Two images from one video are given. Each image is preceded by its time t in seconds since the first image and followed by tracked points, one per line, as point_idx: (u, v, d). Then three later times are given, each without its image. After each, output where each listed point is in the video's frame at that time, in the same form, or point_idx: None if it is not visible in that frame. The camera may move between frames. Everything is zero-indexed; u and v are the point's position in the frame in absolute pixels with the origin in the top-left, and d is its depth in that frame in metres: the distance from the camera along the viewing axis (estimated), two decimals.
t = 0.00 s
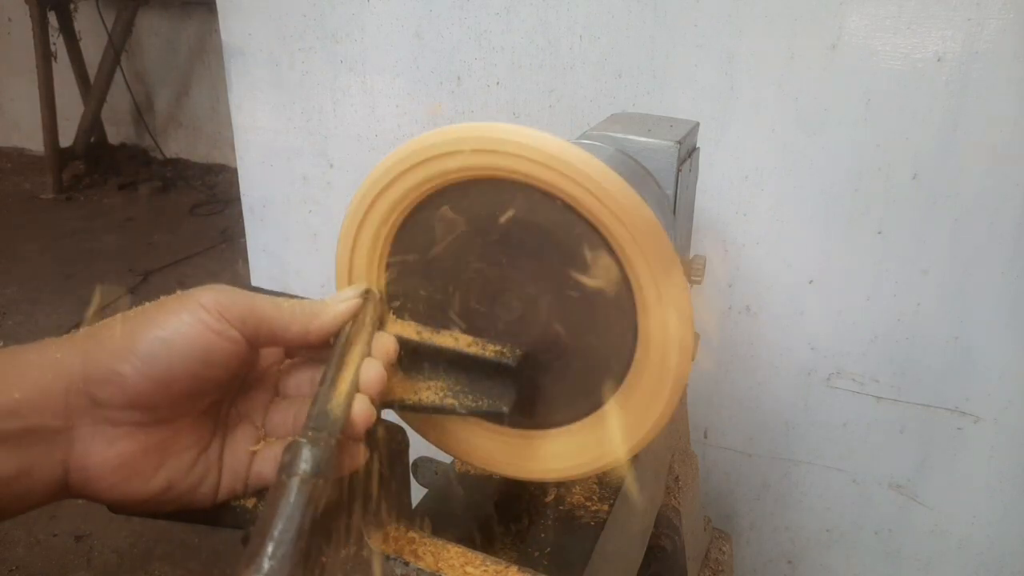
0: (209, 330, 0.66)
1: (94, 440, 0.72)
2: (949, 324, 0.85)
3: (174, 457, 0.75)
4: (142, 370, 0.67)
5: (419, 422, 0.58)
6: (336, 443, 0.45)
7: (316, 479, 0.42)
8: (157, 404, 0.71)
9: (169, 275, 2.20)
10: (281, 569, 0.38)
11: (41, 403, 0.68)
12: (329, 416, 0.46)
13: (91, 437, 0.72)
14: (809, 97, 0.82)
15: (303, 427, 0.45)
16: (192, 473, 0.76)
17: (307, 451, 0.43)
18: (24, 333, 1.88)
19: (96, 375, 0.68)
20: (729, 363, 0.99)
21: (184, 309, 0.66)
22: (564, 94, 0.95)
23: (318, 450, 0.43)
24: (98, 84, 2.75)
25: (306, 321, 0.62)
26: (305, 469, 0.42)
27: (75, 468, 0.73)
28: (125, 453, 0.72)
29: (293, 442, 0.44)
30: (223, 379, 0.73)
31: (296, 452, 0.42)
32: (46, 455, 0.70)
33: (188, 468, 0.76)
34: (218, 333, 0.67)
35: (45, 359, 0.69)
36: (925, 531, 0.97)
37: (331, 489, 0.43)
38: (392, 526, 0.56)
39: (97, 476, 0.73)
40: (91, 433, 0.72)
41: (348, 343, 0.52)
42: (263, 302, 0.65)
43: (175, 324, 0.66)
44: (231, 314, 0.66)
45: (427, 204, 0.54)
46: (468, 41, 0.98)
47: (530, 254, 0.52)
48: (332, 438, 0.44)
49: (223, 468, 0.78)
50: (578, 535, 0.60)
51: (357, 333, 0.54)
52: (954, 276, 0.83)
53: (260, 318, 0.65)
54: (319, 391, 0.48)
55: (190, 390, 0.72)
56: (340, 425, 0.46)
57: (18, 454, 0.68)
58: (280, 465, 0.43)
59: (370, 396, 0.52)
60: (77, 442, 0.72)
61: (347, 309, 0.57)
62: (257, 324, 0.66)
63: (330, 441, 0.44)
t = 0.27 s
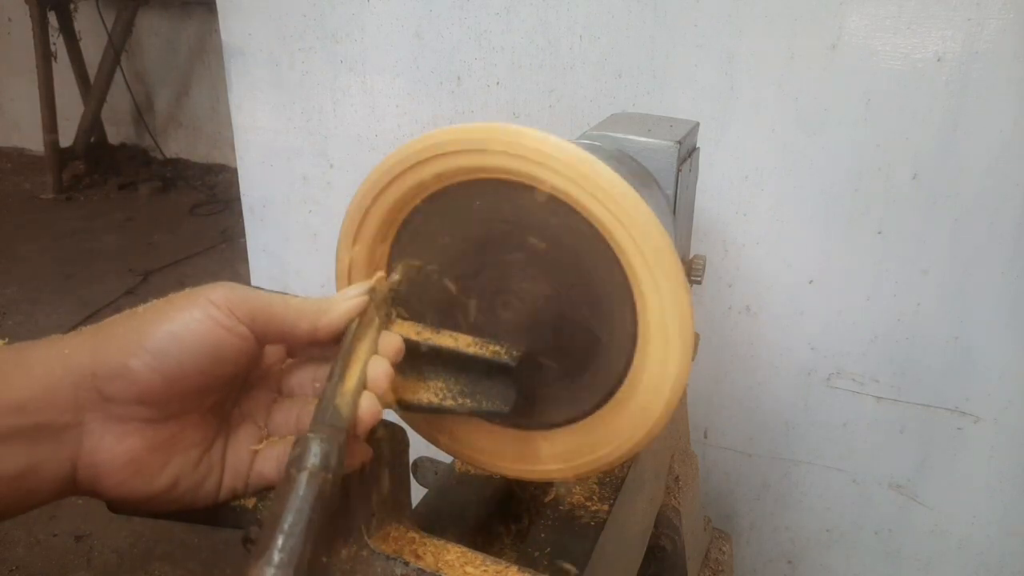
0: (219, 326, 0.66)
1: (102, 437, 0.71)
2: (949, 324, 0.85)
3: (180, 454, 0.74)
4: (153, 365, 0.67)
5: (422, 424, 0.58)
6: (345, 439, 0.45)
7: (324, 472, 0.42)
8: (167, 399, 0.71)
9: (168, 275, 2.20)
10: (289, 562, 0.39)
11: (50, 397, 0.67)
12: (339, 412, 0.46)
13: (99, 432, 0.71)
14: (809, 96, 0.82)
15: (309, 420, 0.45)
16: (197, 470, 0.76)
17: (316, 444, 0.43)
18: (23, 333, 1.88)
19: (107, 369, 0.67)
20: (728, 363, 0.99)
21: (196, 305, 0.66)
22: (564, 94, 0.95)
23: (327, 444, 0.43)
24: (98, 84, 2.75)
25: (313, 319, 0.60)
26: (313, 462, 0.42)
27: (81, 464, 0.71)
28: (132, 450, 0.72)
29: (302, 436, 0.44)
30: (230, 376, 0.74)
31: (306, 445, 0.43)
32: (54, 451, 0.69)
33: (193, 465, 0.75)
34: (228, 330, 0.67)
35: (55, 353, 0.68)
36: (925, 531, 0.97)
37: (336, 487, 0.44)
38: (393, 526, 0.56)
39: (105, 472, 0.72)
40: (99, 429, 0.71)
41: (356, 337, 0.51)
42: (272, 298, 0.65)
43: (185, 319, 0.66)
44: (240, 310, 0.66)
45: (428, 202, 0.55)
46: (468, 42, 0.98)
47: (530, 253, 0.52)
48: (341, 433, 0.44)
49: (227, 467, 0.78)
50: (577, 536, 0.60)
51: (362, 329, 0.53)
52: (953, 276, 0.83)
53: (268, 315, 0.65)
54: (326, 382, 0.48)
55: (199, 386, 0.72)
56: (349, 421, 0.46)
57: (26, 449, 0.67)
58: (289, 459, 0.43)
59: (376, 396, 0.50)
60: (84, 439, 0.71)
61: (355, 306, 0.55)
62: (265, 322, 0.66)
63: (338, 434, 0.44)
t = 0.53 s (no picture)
0: (194, 336, 0.66)
1: (81, 449, 0.72)
2: (949, 324, 0.85)
3: (164, 462, 0.74)
4: (126, 377, 0.67)
5: (421, 424, 0.58)
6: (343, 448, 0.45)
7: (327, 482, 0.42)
8: (143, 411, 0.71)
9: (169, 275, 2.20)
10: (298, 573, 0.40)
11: (26, 413, 0.67)
12: (333, 422, 0.45)
13: (79, 444, 0.72)
14: (808, 96, 0.82)
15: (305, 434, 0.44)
16: (183, 477, 0.75)
17: (314, 457, 0.43)
18: (24, 333, 1.88)
19: (81, 383, 0.67)
20: (729, 363, 0.99)
21: (169, 315, 0.66)
22: (564, 94, 0.95)
23: (325, 454, 0.43)
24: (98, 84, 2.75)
25: (294, 324, 0.62)
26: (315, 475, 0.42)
27: (65, 475, 0.72)
28: (111, 461, 0.72)
29: (300, 449, 0.44)
30: (211, 383, 0.73)
31: (303, 458, 0.43)
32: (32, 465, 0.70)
33: (178, 473, 0.75)
34: (203, 339, 0.67)
35: (31, 366, 0.68)
36: (925, 531, 0.97)
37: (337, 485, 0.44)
38: (392, 526, 0.56)
39: (87, 484, 0.72)
40: (80, 441, 0.71)
41: (344, 343, 0.51)
42: (251, 304, 0.65)
43: (157, 331, 0.66)
44: (217, 318, 0.65)
45: (427, 201, 0.55)
46: (467, 41, 0.98)
47: (530, 253, 0.52)
48: (338, 443, 0.44)
49: (219, 471, 0.77)
50: (577, 536, 0.60)
51: (348, 336, 0.52)
52: (953, 276, 0.83)
53: (248, 321, 0.66)
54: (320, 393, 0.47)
55: (178, 396, 0.71)
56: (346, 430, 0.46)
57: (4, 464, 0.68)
58: (289, 471, 0.43)
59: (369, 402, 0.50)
60: (66, 451, 0.72)
61: (340, 313, 0.56)
62: (244, 328, 0.66)
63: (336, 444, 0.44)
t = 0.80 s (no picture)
0: (209, 332, 0.67)
1: (95, 443, 0.71)
2: (949, 323, 0.85)
3: (174, 458, 0.74)
4: (141, 373, 0.67)
5: (421, 423, 0.58)
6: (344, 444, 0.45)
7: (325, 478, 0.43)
8: (157, 407, 0.70)
9: (168, 275, 2.21)
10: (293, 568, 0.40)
11: (41, 407, 0.67)
12: (336, 415, 0.46)
13: (92, 438, 0.71)
14: (808, 96, 0.82)
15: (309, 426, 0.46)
16: (193, 473, 0.75)
17: (315, 450, 0.44)
18: (23, 333, 1.88)
19: (97, 378, 0.67)
20: (728, 363, 0.99)
21: (186, 312, 0.66)
22: (564, 94, 0.95)
23: (325, 450, 0.44)
24: (98, 84, 2.75)
25: (306, 321, 0.62)
26: (314, 469, 0.43)
27: (77, 471, 0.72)
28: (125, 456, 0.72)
29: (300, 442, 0.45)
30: (223, 379, 0.73)
31: (303, 453, 0.44)
32: (46, 459, 0.69)
33: (188, 469, 0.75)
34: (219, 335, 0.67)
35: (45, 361, 0.67)
36: (925, 531, 0.97)
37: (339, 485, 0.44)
38: (392, 526, 0.56)
39: (100, 478, 0.72)
40: (93, 435, 0.71)
41: (348, 342, 0.52)
42: (263, 302, 0.66)
43: (174, 326, 0.66)
44: (231, 315, 0.66)
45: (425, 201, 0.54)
46: (468, 41, 0.98)
47: (530, 253, 0.52)
48: (338, 439, 0.45)
49: (226, 468, 0.77)
50: (577, 536, 0.60)
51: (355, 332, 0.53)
52: (954, 277, 0.83)
53: (260, 319, 0.66)
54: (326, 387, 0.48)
55: (191, 392, 0.71)
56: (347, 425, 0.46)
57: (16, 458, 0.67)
58: (289, 464, 0.44)
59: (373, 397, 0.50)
60: (79, 445, 0.71)
61: (349, 307, 0.56)
62: (257, 326, 0.66)
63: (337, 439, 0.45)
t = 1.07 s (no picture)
0: (220, 327, 0.67)
1: (102, 439, 0.71)
2: (949, 323, 0.85)
3: (181, 454, 0.75)
4: (152, 368, 0.67)
5: (422, 423, 0.59)
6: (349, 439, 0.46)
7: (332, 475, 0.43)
8: (166, 402, 0.71)
9: (168, 274, 2.21)
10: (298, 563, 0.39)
11: (49, 402, 0.66)
12: (343, 412, 0.47)
13: (99, 434, 0.71)
14: (808, 96, 0.82)
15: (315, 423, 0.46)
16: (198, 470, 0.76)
17: (321, 447, 0.44)
18: (24, 333, 1.88)
19: (107, 372, 0.67)
20: (728, 363, 0.99)
21: (196, 307, 0.66)
22: (564, 94, 0.95)
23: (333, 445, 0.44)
24: (98, 84, 2.75)
25: (314, 319, 0.62)
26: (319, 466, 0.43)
27: (83, 466, 0.72)
28: (132, 452, 0.72)
29: (307, 438, 0.45)
30: (231, 376, 0.74)
31: (311, 447, 0.44)
32: (53, 454, 0.69)
33: (194, 465, 0.76)
34: (229, 332, 0.67)
35: (53, 356, 0.67)
36: (925, 531, 0.97)
37: (343, 483, 0.44)
38: (392, 525, 0.56)
39: (107, 474, 0.72)
40: (100, 431, 0.71)
41: (357, 338, 0.53)
42: (273, 300, 0.65)
43: (186, 321, 0.66)
44: (240, 312, 0.66)
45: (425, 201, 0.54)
46: (468, 41, 0.98)
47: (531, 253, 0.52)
48: (345, 434, 0.46)
49: (229, 466, 0.78)
50: (577, 536, 0.60)
51: (363, 330, 0.54)
52: (954, 277, 0.83)
53: (270, 317, 0.66)
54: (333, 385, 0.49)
55: (200, 387, 0.72)
56: (353, 423, 0.47)
57: (23, 454, 0.67)
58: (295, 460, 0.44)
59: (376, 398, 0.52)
60: (85, 441, 0.71)
61: (357, 304, 0.57)
62: (266, 324, 0.66)
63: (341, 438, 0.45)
